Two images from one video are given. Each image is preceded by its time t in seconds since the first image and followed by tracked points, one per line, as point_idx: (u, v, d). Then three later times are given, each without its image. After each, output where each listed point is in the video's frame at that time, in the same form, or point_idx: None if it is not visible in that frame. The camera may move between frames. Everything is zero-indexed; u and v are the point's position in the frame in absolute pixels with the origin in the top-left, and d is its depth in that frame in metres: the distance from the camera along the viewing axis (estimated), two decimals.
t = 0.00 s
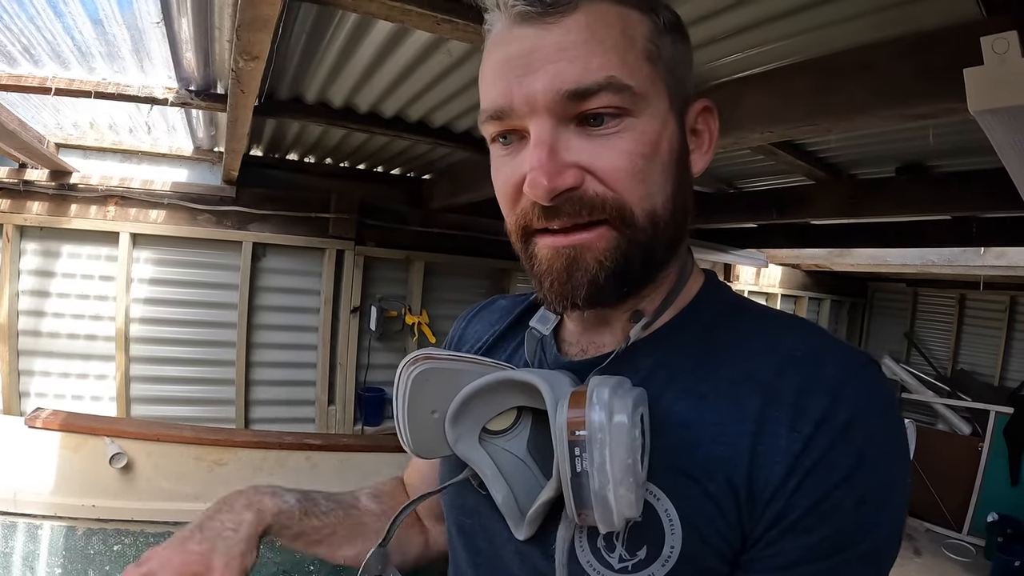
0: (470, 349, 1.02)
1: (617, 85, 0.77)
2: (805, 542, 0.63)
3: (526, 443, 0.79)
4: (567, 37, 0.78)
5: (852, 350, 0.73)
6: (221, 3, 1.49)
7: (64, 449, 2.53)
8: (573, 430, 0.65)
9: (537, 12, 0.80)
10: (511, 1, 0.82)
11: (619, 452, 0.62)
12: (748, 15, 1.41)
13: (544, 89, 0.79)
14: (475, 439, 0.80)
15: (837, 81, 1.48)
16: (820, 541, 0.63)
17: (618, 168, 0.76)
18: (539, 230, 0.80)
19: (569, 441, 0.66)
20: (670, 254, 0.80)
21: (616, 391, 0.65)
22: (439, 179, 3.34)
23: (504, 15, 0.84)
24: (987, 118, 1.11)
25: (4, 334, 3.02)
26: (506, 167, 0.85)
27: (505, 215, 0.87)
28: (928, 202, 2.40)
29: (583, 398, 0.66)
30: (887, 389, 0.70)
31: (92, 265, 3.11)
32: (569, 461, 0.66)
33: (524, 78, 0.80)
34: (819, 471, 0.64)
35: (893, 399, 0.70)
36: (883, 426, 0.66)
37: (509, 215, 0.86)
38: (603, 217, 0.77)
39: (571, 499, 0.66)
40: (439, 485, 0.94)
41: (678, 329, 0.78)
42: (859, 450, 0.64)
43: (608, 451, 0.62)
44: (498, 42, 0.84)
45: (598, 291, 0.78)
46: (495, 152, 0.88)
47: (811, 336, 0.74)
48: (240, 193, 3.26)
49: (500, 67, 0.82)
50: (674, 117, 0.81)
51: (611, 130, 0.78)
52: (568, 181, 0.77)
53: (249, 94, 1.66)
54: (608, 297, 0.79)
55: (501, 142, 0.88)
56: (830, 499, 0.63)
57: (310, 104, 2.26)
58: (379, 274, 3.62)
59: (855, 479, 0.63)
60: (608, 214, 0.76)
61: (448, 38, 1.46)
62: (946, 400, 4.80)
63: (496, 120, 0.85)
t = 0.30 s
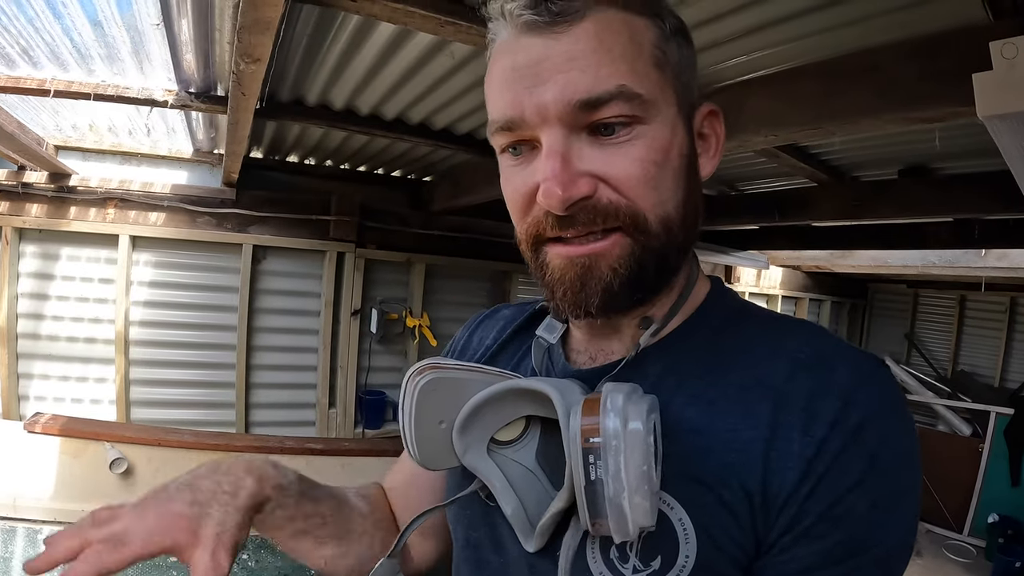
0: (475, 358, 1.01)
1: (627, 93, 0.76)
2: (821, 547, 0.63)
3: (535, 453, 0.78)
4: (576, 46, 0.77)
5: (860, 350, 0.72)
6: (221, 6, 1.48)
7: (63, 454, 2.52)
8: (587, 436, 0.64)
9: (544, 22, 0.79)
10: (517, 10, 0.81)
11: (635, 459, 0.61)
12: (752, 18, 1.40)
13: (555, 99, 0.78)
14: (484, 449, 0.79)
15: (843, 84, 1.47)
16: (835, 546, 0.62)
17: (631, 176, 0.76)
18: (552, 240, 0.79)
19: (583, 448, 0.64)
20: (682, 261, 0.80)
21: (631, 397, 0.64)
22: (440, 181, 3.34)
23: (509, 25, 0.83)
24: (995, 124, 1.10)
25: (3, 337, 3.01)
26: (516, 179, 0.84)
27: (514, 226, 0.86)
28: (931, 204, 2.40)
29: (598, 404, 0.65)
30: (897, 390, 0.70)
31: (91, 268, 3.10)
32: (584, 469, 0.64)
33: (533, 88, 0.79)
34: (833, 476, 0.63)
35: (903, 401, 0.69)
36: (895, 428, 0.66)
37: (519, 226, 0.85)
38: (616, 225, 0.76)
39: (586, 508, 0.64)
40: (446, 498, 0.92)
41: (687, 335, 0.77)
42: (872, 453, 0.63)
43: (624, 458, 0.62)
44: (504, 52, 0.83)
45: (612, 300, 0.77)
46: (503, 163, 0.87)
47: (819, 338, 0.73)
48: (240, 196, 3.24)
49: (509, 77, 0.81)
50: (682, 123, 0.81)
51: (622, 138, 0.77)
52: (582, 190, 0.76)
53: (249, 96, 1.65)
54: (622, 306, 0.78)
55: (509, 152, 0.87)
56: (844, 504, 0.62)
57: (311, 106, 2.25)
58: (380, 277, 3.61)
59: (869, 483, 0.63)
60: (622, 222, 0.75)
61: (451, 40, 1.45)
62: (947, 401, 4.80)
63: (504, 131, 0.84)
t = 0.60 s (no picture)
0: (466, 356, 1.02)
1: (643, 82, 0.78)
2: (807, 542, 0.63)
3: (524, 449, 0.79)
4: (596, 32, 0.78)
5: (849, 348, 0.73)
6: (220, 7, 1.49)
7: (64, 454, 2.52)
8: (569, 432, 0.65)
9: (564, 6, 0.81)
10: None
11: (617, 453, 0.62)
12: (746, 19, 1.42)
13: (572, 81, 0.78)
14: (474, 446, 0.80)
15: (838, 84, 1.48)
16: (822, 541, 0.63)
17: (642, 163, 0.76)
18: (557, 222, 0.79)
19: (566, 443, 0.65)
20: (680, 256, 0.81)
21: (613, 393, 0.65)
22: (438, 182, 3.35)
23: (526, 9, 0.84)
24: (987, 123, 1.11)
25: (3, 338, 3.02)
26: (524, 160, 0.84)
27: (516, 210, 0.86)
28: (928, 204, 2.40)
29: (581, 401, 0.66)
30: (886, 388, 0.70)
31: (91, 268, 3.11)
32: (566, 464, 0.65)
33: (550, 68, 0.80)
34: (820, 473, 0.64)
35: (894, 399, 0.69)
36: (885, 425, 0.66)
37: (520, 209, 0.85)
38: (624, 211, 0.76)
39: (570, 502, 0.65)
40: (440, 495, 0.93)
41: (677, 332, 0.77)
42: (859, 451, 0.64)
43: (605, 452, 0.62)
44: (521, 34, 0.84)
45: (614, 288, 0.77)
46: (508, 145, 0.87)
47: (808, 336, 0.74)
48: (239, 197, 3.25)
49: (525, 57, 0.82)
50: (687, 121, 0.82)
51: (635, 125, 0.78)
52: (594, 171, 0.76)
53: (249, 97, 1.65)
54: (623, 295, 0.78)
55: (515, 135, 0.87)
56: (830, 500, 0.63)
57: (310, 107, 2.26)
58: (379, 277, 3.62)
59: (857, 480, 0.63)
60: (630, 206, 0.76)
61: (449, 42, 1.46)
62: (945, 401, 4.81)
63: (516, 110, 0.84)
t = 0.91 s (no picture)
0: (464, 360, 1.02)
1: (656, 92, 0.78)
2: (801, 549, 0.63)
3: (519, 453, 0.79)
4: (610, 39, 0.78)
5: (846, 355, 0.72)
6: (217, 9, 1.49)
7: (61, 457, 2.52)
8: (564, 437, 0.65)
9: (579, 11, 0.80)
10: None
11: (613, 459, 0.62)
12: (742, 22, 1.42)
13: (584, 88, 0.78)
14: (469, 449, 0.80)
15: (834, 87, 1.48)
16: (817, 549, 0.63)
17: (651, 173, 0.77)
18: (563, 228, 0.79)
19: (561, 448, 0.65)
20: (682, 265, 0.82)
21: (609, 399, 0.65)
22: (436, 184, 3.34)
23: (538, 10, 0.83)
24: (983, 125, 1.11)
25: None
26: (529, 165, 0.83)
27: (517, 213, 0.86)
28: (925, 205, 2.41)
29: (576, 407, 0.66)
30: (884, 394, 0.70)
31: (88, 271, 3.10)
32: (562, 469, 0.65)
33: (563, 74, 0.80)
34: (814, 480, 0.64)
35: (890, 405, 0.69)
36: (882, 433, 0.66)
37: (523, 213, 0.84)
38: (632, 221, 0.76)
39: (564, 507, 0.65)
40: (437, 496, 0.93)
41: (675, 336, 0.78)
42: (854, 458, 0.64)
43: (600, 458, 0.62)
44: (532, 35, 0.83)
45: (616, 296, 0.78)
46: (513, 147, 0.86)
47: (805, 342, 0.74)
48: (236, 199, 3.25)
49: (537, 60, 0.81)
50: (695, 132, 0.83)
51: (645, 135, 0.78)
52: (603, 181, 0.76)
53: (245, 100, 1.65)
54: (626, 304, 0.79)
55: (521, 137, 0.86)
56: (825, 508, 0.63)
57: (306, 110, 2.26)
58: (376, 280, 3.61)
59: (851, 488, 0.63)
60: (638, 216, 0.76)
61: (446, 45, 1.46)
62: (942, 402, 4.82)
63: (524, 113, 0.83)
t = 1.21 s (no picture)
0: (471, 357, 1.02)
1: (618, 85, 0.77)
2: (801, 551, 0.63)
3: (524, 450, 0.78)
4: (573, 38, 0.79)
5: (852, 358, 0.72)
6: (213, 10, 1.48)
7: (54, 460, 2.49)
8: (565, 437, 0.65)
9: (545, 14, 0.82)
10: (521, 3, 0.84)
11: (613, 460, 0.62)
12: (739, 24, 1.43)
13: (546, 88, 0.79)
14: (474, 446, 0.80)
15: (829, 88, 1.49)
16: (819, 552, 0.63)
17: (614, 167, 0.76)
18: (534, 225, 0.80)
19: (563, 448, 0.65)
20: (668, 258, 0.80)
21: (611, 398, 0.64)
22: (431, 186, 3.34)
23: (514, 17, 0.86)
24: (979, 124, 1.11)
25: None
26: (506, 164, 0.85)
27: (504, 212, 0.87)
28: (919, 207, 2.42)
29: (577, 406, 0.66)
30: (888, 398, 0.70)
31: (82, 273, 3.09)
32: (562, 468, 0.65)
33: (529, 76, 0.81)
34: (817, 483, 0.64)
35: (896, 410, 0.70)
36: (886, 437, 0.66)
37: (506, 213, 0.86)
38: (598, 215, 0.76)
39: (564, 506, 0.65)
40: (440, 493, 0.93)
41: (677, 337, 0.77)
42: (857, 461, 0.64)
43: (601, 458, 0.62)
44: (508, 42, 0.86)
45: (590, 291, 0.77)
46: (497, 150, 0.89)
47: (811, 345, 0.74)
48: (231, 201, 3.24)
49: (508, 65, 0.84)
50: (676, 123, 0.81)
51: (610, 129, 0.78)
52: (564, 176, 0.76)
53: (241, 101, 1.65)
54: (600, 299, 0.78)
55: (504, 139, 0.88)
56: (828, 511, 0.63)
57: (302, 112, 2.25)
58: (371, 283, 3.61)
59: (854, 491, 0.63)
60: (602, 210, 0.76)
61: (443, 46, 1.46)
62: (937, 403, 4.83)
63: (498, 117, 0.86)
